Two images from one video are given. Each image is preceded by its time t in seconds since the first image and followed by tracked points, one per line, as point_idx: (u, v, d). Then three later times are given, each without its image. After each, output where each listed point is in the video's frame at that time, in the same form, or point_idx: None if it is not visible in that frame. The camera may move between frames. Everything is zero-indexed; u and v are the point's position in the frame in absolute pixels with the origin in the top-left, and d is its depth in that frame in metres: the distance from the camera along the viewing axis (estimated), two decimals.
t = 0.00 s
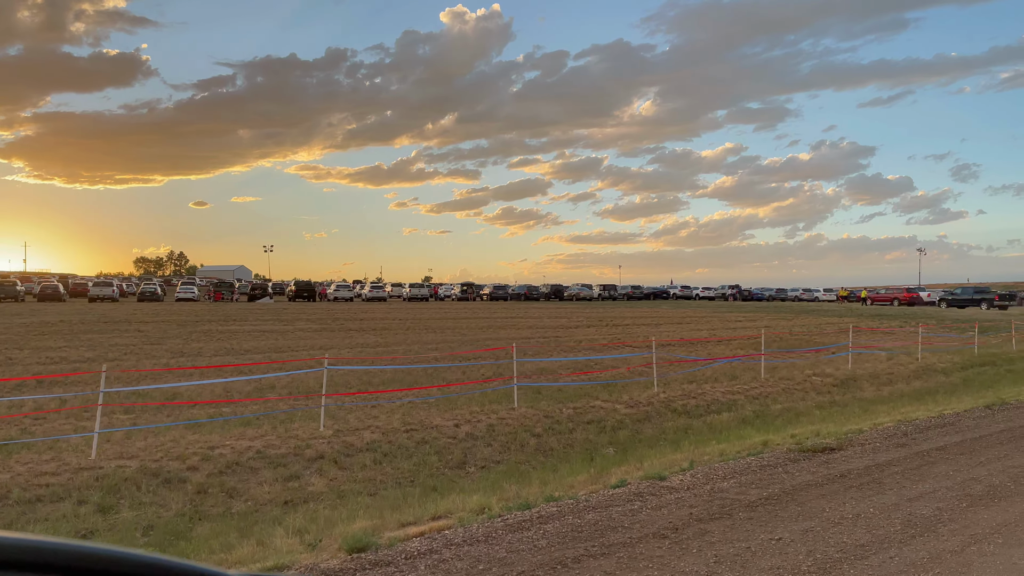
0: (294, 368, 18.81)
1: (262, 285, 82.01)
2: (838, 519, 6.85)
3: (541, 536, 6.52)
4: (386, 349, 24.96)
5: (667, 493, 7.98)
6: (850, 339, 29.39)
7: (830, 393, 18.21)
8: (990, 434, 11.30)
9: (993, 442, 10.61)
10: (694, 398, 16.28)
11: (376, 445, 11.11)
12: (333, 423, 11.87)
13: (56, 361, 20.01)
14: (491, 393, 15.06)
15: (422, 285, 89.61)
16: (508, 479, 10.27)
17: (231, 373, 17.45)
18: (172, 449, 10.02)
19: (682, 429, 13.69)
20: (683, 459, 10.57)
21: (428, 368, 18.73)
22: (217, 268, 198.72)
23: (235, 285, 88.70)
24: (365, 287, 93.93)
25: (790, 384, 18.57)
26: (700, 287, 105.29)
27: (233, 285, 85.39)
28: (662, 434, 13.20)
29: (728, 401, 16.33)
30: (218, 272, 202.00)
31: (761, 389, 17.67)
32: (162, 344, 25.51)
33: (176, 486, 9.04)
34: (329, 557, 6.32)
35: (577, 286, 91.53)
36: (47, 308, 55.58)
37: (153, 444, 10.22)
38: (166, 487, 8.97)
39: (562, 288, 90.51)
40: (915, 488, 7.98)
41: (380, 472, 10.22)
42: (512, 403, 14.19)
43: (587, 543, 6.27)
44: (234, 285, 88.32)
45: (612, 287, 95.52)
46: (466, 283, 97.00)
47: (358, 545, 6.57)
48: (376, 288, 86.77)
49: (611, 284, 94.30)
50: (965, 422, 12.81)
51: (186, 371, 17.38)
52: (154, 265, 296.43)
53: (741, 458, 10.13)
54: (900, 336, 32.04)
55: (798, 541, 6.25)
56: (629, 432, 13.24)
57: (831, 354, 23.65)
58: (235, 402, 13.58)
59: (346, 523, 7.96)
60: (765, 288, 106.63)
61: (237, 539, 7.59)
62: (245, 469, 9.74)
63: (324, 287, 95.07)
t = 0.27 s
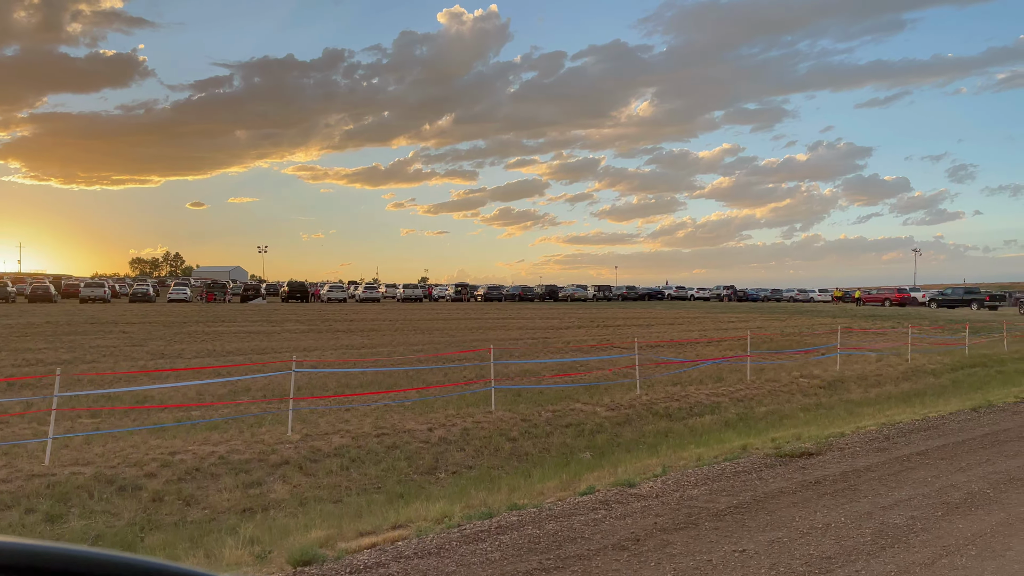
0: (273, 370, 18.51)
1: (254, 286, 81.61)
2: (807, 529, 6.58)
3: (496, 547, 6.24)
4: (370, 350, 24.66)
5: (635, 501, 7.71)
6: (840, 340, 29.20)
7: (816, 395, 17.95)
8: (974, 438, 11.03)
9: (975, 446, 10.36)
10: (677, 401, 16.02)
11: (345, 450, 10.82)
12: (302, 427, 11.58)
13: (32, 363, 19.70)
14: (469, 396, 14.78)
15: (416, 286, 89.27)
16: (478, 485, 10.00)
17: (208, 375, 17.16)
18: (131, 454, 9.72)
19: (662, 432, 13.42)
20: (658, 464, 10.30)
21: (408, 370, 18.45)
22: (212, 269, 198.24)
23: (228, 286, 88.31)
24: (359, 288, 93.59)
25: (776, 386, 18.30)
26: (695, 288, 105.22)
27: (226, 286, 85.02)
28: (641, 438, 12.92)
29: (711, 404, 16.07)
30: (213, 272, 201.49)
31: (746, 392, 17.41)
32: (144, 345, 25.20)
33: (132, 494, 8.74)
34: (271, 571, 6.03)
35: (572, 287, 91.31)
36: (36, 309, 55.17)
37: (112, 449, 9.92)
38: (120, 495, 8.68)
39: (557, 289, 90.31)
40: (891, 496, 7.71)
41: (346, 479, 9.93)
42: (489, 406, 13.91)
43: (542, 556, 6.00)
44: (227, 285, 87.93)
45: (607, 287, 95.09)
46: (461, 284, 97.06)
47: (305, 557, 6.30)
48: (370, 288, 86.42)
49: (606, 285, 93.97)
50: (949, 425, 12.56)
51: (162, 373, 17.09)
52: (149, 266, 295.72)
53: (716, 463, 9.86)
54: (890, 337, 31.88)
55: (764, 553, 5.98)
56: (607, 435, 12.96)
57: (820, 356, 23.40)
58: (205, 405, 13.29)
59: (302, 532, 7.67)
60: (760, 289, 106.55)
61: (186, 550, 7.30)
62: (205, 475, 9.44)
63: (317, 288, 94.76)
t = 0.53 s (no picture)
0: (250, 372, 18.19)
1: (247, 287, 81.23)
2: (774, 540, 6.30)
3: (446, 560, 5.96)
4: (354, 352, 24.34)
5: (599, 509, 7.42)
6: (830, 342, 28.93)
7: (803, 398, 17.68)
8: (957, 442, 10.76)
9: (957, 451, 10.09)
10: (660, 404, 15.73)
11: (311, 455, 10.51)
12: (269, 431, 11.28)
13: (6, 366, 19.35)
14: (447, 399, 14.48)
15: (410, 286, 88.91)
16: (446, 492, 9.69)
17: (182, 378, 16.84)
18: (87, 461, 9.42)
19: (641, 436, 13.13)
20: (632, 470, 10.01)
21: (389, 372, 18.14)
22: (207, 270, 197.65)
23: (221, 288, 87.94)
24: (353, 289, 93.24)
25: (762, 388, 18.02)
26: (690, 289, 105.00)
27: (218, 287, 84.57)
28: (619, 442, 12.63)
29: (694, 406, 15.78)
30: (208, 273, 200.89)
31: (731, 394, 17.12)
32: (125, 347, 24.86)
33: (82, 502, 8.44)
34: None
35: (566, 288, 91.03)
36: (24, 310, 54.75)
37: (68, 455, 9.61)
38: (70, 504, 8.39)
39: (551, 290, 90.02)
40: (866, 504, 7.44)
41: (310, 485, 9.62)
42: (465, 409, 13.61)
43: (493, 570, 5.71)
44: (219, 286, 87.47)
45: (601, 288, 94.79)
46: (454, 285, 96.71)
47: (245, 571, 6.00)
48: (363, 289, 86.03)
49: (600, 286, 93.70)
50: (934, 429, 12.28)
51: (135, 375, 16.76)
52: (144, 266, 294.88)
53: (690, 469, 9.58)
54: (881, 338, 31.64)
55: (725, 567, 5.69)
56: (585, 440, 12.66)
57: (808, 357, 23.14)
58: (173, 409, 12.97)
59: (253, 542, 7.37)
60: (755, 290, 106.37)
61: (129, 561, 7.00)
62: (162, 482, 9.14)
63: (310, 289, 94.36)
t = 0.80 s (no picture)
0: (227, 374, 17.87)
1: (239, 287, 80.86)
2: (738, 553, 6.03)
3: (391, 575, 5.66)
4: (337, 354, 24.03)
5: (562, 519, 7.13)
6: (820, 344, 28.68)
7: (788, 401, 17.40)
8: (938, 448, 10.50)
9: (939, 457, 9.82)
10: (641, 407, 15.45)
11: (275, 461, 10.20)
12: (234, 436, 10.97)
13: None
14: (423, 402, 14.18)
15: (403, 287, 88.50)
16: (412, 499, 9.39)
17: (157, 379, 16.52)
18: (39, 467, 9.11)
19: (620, 441, 12.84)
20: (604, 477, 9.71)
21: (368, 375, 17.84)
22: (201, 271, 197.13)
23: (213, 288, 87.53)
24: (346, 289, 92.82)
25: (747, 391, 17.73)
26: (684, 290, 104.80)
27: (211, 288, 84.14)
28: (596, 447, 12.33)
29: (677, 410, 15.49)
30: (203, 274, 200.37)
31: (715, 397, 16.84)
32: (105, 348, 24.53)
33: (29, 510, 8.13)
34: None
35: (560, 289, 90.79)
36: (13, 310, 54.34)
37: (21, 461, 9.30)
38: (16, 512, 8.08)
39: (545, 291, 89.78)
40: (838, 514, 7.16)
41: (271, 493, 9.31)
42: (441, 413, 13.31)
43: None
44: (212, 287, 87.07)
45: (596, 290, 94.51)
46: (448, 286, 96.40)
47: None
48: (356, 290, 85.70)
49: (595, 287, 93.47)
50: (917, 434, 12.01)
51: (108, 377, 16.43)
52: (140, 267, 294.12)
53: (663, 476, 9.29)
54: (871, 340, 31.43)
55: None
56: (562, 445, 12.36)
57: (796, 359, 22.88)
58: (140, 413, 12.65)
59: (200, 554, 7.07)
60: (750, 291, 106.20)
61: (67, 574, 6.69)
62: (116, 489, 8.83)
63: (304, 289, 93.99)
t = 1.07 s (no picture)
0: (205, 375, 17.59)
1: (232, 287, 80.55)
2: (699, 567, 5.75)
3: None
4: (321, 355, 23.75)
5: (521, 529, 6.85)
6: (810, 346, 28.42)
7: (774, 404, 17.13)
8: (920, 453, 10.23)
9: (919, 463, 9.54)
10: (623, 410, 15.16)
11: (238, 466, 9.91)
12: (198, 440, 10.68)
13: None
14: (398, 405, 13.89)
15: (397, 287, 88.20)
16: (375, 506, 9.10)
17: (131, 380, 16.23)
18: None
19: (597, 445, 12.56)
20: (575, 483, 9.43)
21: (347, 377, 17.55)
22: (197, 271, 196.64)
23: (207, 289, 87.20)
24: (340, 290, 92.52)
25: (732, 394, 17.47)
26: (679, 291, 104.56)
27: (204, 288, 83.79)
28: (572, 452, 12.05)
29: (659, 413, 15.22)
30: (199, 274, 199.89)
31: (699, 401, 16.56)
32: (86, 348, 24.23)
33: None
34: None
35: (555, 290, 90.52)
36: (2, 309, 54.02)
37: None
38: None
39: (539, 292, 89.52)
40: (809, 524, 6.89)
41: (230, 499, 9.01)
42: (415, 416, 13.02)
43: None
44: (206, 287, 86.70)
45: (590, 291, 94.24)
46: (443, 287, 96.11)
47: None
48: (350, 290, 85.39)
49: (590, 288, 93.18)
50: (901, 439, 11.73)
51: (81, 378, 16.14)
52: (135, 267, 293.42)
53: (634, 483, 9.01)
54: (862, 343, 31.18)
55: None
56: (538, 449, 12.08)
57: (784, 361, 22.63)
58: (107, 415, 12.36)
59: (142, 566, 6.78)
60: (745, 293, 106.03)
61: None
62: (68, 496, 8.55)
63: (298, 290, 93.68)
